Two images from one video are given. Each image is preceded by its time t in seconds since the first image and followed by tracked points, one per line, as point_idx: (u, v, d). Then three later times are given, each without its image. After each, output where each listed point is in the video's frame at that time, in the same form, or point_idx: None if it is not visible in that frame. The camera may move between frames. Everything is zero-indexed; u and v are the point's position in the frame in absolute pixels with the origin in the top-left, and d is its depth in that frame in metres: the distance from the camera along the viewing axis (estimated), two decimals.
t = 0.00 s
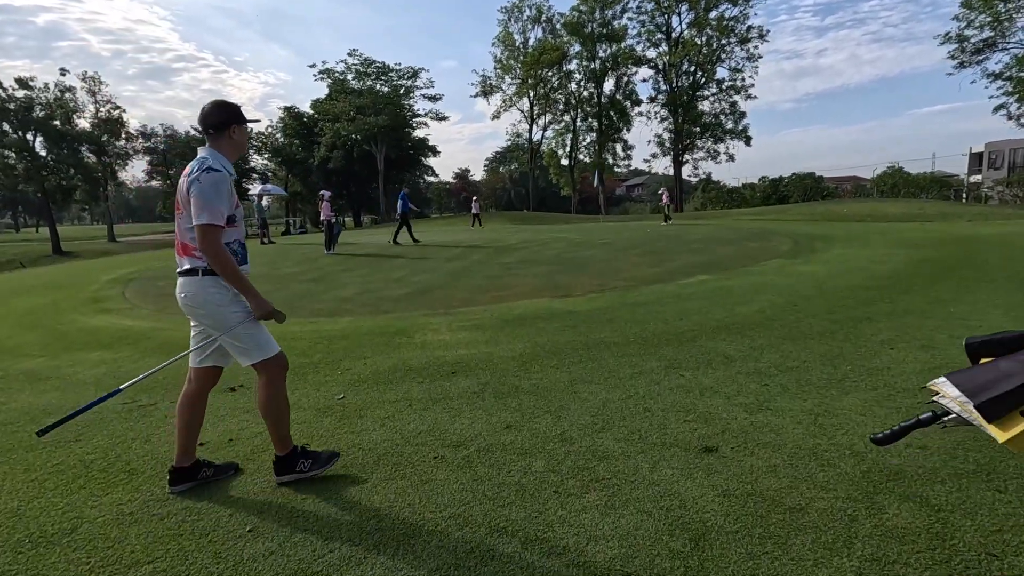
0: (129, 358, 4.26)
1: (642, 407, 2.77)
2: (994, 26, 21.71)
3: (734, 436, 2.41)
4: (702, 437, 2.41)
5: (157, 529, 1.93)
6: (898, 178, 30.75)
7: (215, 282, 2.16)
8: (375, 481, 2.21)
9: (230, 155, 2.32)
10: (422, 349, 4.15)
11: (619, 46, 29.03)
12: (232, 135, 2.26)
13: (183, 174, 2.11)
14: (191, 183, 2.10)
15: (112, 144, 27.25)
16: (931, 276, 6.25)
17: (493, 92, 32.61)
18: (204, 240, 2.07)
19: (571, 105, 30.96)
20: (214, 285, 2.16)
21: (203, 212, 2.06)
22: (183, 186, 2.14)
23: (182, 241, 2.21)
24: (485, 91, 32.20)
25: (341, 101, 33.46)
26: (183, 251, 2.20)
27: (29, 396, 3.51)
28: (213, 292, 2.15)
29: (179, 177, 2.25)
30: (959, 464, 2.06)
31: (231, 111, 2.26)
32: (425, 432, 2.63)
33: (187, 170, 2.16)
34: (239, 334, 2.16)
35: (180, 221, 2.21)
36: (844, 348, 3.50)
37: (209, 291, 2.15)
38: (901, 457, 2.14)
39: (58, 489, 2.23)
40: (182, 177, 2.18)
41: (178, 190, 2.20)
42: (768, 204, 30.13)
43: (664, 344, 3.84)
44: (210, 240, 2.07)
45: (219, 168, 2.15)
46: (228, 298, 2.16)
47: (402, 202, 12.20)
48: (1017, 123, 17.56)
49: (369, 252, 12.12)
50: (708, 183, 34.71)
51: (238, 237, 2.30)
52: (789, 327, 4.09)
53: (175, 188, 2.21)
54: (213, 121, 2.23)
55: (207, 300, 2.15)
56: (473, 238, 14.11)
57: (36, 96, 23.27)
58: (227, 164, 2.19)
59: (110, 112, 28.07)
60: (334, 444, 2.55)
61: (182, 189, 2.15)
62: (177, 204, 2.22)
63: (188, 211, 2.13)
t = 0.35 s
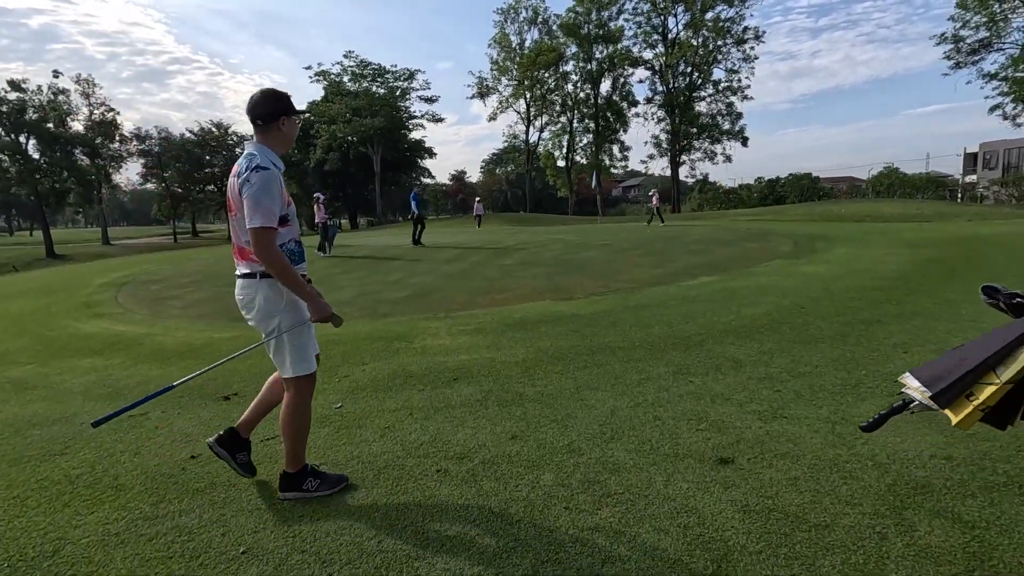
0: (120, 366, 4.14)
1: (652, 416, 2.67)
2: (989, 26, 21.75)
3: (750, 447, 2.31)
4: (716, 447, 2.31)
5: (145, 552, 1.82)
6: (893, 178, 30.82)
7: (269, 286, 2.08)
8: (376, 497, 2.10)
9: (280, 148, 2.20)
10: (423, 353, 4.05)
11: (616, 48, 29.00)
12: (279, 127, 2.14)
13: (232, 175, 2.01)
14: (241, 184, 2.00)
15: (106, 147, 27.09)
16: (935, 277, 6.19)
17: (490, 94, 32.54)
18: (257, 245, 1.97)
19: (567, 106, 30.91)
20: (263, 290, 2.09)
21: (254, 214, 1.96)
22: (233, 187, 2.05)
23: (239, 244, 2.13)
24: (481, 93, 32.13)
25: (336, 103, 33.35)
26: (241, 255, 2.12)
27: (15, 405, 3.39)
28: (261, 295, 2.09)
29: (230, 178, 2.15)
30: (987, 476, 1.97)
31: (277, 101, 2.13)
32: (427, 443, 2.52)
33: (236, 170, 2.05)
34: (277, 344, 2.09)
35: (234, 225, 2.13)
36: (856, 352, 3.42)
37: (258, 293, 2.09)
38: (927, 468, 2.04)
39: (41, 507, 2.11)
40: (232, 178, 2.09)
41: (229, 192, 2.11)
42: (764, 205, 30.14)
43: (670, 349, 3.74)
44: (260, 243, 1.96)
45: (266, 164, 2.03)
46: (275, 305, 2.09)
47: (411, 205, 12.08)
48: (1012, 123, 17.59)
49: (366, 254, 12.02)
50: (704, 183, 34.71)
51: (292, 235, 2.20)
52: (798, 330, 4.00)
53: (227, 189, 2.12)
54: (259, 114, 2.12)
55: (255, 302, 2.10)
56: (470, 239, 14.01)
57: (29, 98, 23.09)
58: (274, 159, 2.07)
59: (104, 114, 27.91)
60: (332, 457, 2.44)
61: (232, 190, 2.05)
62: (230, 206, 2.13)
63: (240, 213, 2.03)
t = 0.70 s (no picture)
0: (106, 376, 4.03)
1: (653, 428, 2.59)
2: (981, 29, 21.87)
3: (755, 461, 2.23)
4: (720, 462, 2.23)
5: None
6: (887, 181, 30.92)
7: (317, 296, 2.14)
8: (367, 517, 2.01)
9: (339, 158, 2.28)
10: (417, 362, 3.95)
11: (610, 51, 29.01)
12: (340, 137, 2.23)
13: (291, 181, 2.08)
14: (299, 192, 2.06)
15: (98, 150, 26.88)
16: (935, 280, 6.14)
17: (485, 97, 32.50)
18: (314, 253, 2.04)
19: (563, 109, 30.89)
20: (315, 298, 2.14)
21: (312, 223, 2.03)
22: (291, 194, 2.12)
23: (290, 249, 2.19)
24: (476, 96, 32.09)
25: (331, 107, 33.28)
26: (291, 260, 2.19)
27: None
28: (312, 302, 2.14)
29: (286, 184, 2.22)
30: (1004, 493, 1.89)
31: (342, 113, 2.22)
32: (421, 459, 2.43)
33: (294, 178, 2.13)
34: (308, 352, 2.15)
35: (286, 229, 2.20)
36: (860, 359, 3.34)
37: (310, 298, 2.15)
38: (940, 484, 1.97)
39: (13, 532, 2.00)
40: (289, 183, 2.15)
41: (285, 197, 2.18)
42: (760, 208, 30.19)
43: (670, 356, 3.66)
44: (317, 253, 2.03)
45: (326, 174, 2.10)
46: (319, 317, 2.14)
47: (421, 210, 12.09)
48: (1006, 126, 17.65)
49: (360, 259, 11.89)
50: (700, 186, 34.74)
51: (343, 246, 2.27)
52: (800, 336, 3.92)
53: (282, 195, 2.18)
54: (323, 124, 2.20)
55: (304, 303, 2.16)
56: (465, 243, 13.88)
57: (20, 103, 22.91)
58: (333, 170, 2.15)
59: (96, 118, 27.71)
60: (322, 473, 2.35)
61: (290, 197, 2.13)
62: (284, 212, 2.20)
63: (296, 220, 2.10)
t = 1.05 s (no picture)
0: (63, 391, 3.79)
1: (642, 448, 2.41)
2: (964, 33, 22.03)
3: (751, 486, 2.06)
4: (714, 488, 2.07)
5: None
6: (874, 183, 31.10)
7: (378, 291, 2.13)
8: (324, 556, 1.81)
9: (392, 156, 2.29)
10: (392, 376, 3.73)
11: (598, 53, 28.96)
12: (393, 135, 2.23)
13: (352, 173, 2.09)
14: (361, 183, 2.07)
15: (78, 152, 26.33)
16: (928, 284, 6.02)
17: (473, 99, 32.32)
18: (379, 241, 2.02)
19: (551, 111, 30.77)
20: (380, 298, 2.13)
21: (381, 211, 2.03)
22: (351, 187, 2.12)
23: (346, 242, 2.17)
24: (464, 98, 31.91)
25: (317, 108, 32.95)
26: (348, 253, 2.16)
27: None
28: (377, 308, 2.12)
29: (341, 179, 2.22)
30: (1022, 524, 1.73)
31: (395, 112, 2.23)
32: (388, 485, 2.23)
33: (350, 171, 2.14)
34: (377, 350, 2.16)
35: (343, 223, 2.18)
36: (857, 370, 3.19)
37: (374, 301, 2.13)
38: (952, 513, 1.81)
39: None
40: (347, 177, 2.16)
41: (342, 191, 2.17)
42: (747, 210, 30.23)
43: (659, 367, 3.48)
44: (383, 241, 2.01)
45: (382, 165, 2.13)
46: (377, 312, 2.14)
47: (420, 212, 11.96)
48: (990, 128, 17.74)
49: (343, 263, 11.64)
50: (688, 188, 34.77)
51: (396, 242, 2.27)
52: (795, 344, 3.75)
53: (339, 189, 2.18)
54: (377, 122, 2.21)
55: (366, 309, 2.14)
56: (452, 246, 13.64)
57: None
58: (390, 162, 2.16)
59: (76, 119, 27.17)
60: (279, 502, 2.14)
61: (349, 189, 2.13)
62: (339, 205, 2.19)
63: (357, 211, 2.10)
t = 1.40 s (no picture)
0: None
1: (620, 489, 2.20)
2: (939, 41, 22.33)
3: (741, 537, 1.86)
4: (700, 539, 1.86)
5: None
6: (852, 188, 31.45)
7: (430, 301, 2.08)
8: None
9: (420, 168, 2.19)
10: (358, 399, 3.48)
11: (581, 58, 28.94)
12: (423, 150, 2.14)
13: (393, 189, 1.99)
14: (404, 198, 1.98)
15: (48, 156, 25.59)
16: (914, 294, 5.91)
17: (455, 103, 32.11)
18: (426, 256, 1.95)
19: (534, 116, 30.67)
20: (431, 306, 2.09)
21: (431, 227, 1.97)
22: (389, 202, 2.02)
23: (385, 259, 2.06)
24: (447, 102, 31.69)
25: (297, 112, 32.49)
26: (389, 270, 2.05)
27: None
28: (434, 315, 2.07)
29: (371, 193, 2.10)
30: None
31: (423, 124, 2.13)
32: (336, 539, 1.98)
33: (385, 185, 2.04)
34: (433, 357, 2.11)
35: (379, 239, 2.07)
36: (850, 393, 2.99)
37: (425, 310, 2.06)
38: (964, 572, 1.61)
39: None
40: (381, 192, 2.05)
41: (377, 206, 2.06)
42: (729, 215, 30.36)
43: (640, 388, 3.27)
44: (436, 257, 1.93)
45: (420, 179, 2.04)
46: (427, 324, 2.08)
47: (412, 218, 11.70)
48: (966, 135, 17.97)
49: (319, 271, 11.34)
50: (671, 193, 34.89)
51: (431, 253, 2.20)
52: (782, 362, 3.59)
53: (373, 204, 2.06)
54: (407, 136, 2.11)
55: (422, 321, 2.05)
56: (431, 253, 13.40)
57: None
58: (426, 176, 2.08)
59: (47, 122, 26.41)
60: (207, 563, 1.88)
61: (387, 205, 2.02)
62: (373, 220, 2.08)
63: (398, 228, 2.01)
